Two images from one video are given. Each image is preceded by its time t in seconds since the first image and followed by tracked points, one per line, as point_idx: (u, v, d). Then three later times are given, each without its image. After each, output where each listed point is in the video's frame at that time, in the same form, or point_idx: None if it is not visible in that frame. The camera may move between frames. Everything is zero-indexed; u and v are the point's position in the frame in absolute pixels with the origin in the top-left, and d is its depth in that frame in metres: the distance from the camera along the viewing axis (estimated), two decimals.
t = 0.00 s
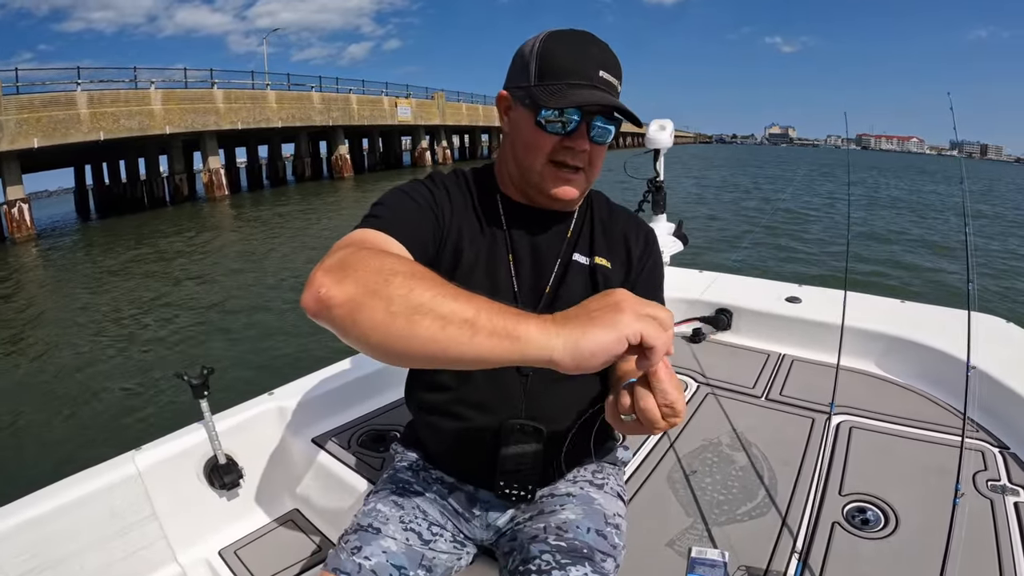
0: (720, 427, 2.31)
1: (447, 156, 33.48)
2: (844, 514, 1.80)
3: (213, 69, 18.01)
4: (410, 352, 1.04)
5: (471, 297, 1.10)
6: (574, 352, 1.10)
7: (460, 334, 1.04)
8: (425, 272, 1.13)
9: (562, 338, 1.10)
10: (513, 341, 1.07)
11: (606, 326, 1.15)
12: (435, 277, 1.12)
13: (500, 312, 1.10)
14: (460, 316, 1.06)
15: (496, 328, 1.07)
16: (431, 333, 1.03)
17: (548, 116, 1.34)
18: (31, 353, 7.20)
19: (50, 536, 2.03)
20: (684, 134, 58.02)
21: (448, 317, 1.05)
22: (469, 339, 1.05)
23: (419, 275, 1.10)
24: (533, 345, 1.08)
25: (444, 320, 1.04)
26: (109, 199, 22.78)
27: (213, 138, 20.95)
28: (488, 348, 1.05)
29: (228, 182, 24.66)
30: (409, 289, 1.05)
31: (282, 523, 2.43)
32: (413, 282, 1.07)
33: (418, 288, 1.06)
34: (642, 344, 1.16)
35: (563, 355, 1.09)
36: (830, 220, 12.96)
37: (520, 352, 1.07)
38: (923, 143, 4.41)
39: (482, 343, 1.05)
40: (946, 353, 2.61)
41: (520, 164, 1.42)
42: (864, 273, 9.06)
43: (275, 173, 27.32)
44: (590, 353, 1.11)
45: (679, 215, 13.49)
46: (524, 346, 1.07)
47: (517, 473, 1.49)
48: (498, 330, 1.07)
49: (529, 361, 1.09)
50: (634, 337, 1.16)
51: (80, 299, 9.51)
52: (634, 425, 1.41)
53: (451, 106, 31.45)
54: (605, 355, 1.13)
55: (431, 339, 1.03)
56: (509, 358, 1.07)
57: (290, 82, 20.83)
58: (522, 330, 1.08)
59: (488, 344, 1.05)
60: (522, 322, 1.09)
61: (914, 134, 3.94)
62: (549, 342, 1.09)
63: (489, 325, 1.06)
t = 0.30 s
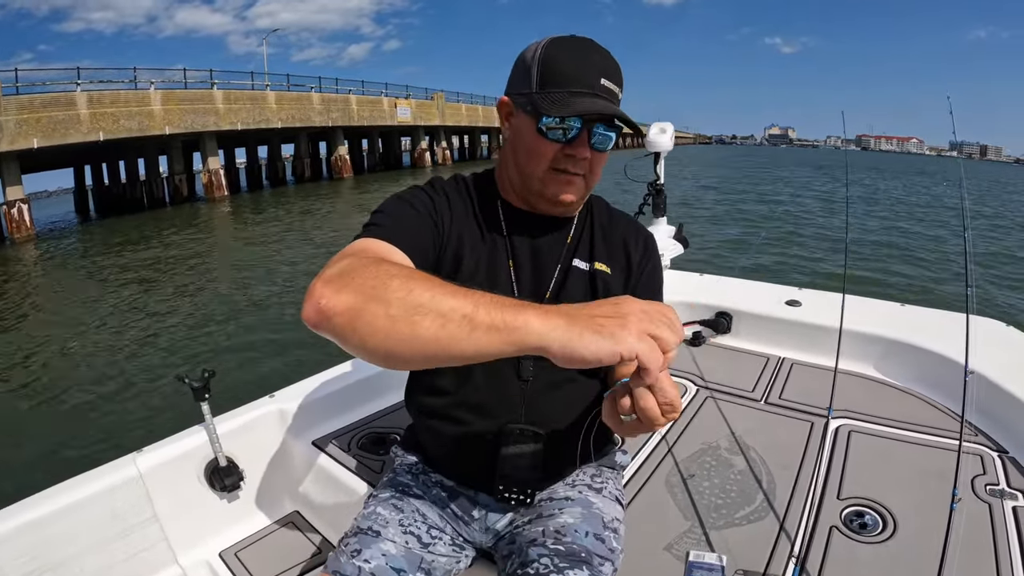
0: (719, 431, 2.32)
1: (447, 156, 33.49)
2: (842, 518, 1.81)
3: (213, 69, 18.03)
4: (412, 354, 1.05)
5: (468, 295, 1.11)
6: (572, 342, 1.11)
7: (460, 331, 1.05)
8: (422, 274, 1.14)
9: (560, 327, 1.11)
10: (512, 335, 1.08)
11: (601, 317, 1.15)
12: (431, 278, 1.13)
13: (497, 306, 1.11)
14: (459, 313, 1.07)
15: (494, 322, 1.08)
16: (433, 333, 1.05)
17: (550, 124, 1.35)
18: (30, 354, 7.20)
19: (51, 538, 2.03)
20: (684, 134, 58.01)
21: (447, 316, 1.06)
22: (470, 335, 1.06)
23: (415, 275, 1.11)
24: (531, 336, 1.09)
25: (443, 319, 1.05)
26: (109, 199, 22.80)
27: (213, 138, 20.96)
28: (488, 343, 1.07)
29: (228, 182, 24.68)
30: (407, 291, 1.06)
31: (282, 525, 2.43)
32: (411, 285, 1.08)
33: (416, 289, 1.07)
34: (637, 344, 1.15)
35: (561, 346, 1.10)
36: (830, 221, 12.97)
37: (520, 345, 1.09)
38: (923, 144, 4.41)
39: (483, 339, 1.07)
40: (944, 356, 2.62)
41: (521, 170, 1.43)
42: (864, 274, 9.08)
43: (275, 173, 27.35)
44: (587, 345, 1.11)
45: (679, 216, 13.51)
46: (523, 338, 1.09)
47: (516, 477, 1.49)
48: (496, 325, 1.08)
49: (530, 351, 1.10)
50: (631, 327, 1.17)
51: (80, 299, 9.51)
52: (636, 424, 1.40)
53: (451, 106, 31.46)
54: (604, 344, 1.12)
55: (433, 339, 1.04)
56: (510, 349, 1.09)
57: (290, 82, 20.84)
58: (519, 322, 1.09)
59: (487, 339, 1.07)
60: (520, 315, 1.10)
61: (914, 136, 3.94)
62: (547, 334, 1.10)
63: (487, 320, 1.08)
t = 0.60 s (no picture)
0: (717, 436, 2.33)
1: (448, 157, 33.47)
2: (839, 524, 1.82)
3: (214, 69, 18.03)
4: (409, 362, 1.06)
5: (467, 307, 1.11)
6: (569, 354, 1.11)
7: (459, 346, 1.06)
8: (422, 284, 1.14)
9: (557, 342, 1.10)
10: (511, 351, 1.08)
11: (596, 328, 1.15)
12: (432, 290, 1.13)
13: (498, 321, 1.11)
14: (458, 327, 1.07)
15: (493, 338, 1.08)
16: (432, 345, 1.05)
17: (550, 130, 1.34)
18: (29, 354, 7.19)
19: (53, 537, 2.05)
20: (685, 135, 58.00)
21: (446, 329, 1.06)
22: (468, 349, 1.06)
23: (416, 287, 1.11)
24: (530, 354, 1.09)
25: (442, 331, 1.06)
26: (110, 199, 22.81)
27: (214, 138, 20.97)
28: (486, 357, 1.07)
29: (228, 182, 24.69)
30: (407, 301, 1.07)
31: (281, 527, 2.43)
32: (411, 296, 1.08)
33: (417, 300, 1.08)
34: (628, 332, 1.18)
35: (559, 360, 1.10)
36: (830, 223, 12.97)
37: (518, 360, 1.08)
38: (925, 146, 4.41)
39: (482, 354, 1.07)
40: (942, 361, 2.64)
41: (521, 176, 1.43)
42: (865, 276, 9.07)
43: (275, 173, 27.35)
44: (582, 355, 1.12)
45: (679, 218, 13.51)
46: (520, 354, 1.08)
47: (514, 482, 1.50)
48: (495, 340, 1.08)
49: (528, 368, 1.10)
50: (619, 330, 1.17)
51: (80, 298, 9.52)
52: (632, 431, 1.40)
53: (452, 107, 31.45)
54: (598, 355, 1.13)
55: (433, 351, 1.05)
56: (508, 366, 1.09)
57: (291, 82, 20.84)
58: (519, 339, 1.09)
59: (486, 354, 1.07)
60: (521, 331, 1.10)
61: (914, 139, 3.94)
62: (545, 348, 1.09)
63: (487, 335, 1.08)
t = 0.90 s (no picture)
0: (720, 438, 2.33)
1: (452, 156, 33.52)
2: (841, 528, 1.82)
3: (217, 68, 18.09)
4: (406, 348, 1.06)
5: (463, 291, 1.11)
6: (569, 332, 1.09)
7: (455, 326, 1.06)
8: (419, 274, 1.15)
9: (554, 318, 1.09)
10: (506, 326, 1.07)
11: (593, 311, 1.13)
12: (429, 277, 1.14)
13: (494, 301, 1.11)
14: (452, 308, 1.07)
15: (488, 316, 1.07)
16: (427, 327, 1.06)
17: (557, 135, 1.34)
18: (34, 352, 7.24)
19: (58, 536, 2.07)
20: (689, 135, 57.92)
21: (441, 311, 1.07)
22: (464, 328, 1.06)
23: (412, 276, 1.13)
24: (526, 326, 1.08)
25: (436, 313, 1.06)
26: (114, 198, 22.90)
27: (218, 137, 21.03)
28: (481, 336, 1.06)
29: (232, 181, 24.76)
30: (402, 288, 1.09)
31: (286, 526, 2.45)
32: (407, 283, 1.10)
33: (411, 286, 1.09)
34: (634, 334, 1.13)
35: (557, 336, 1.08)
36: (835, 224, 12.92)
37: (515, 337, 1.07)
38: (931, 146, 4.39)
39: (478, 333, 1.06)
40: (946, 364, 2.64)
41: (527, 180, 1.44)
42: (869, 277, 9.05)
43: (280, 172, 27.43)
44: (581, 334, 1.09)
45: (683, 219, 13.52)
46: (516, 328, 1.07)
47: (518, 484, 1.50)
48: (490, 318, 1.07)
49: (526, 346, 1.08)
50: (625, 321, 1.14)
51: (85, 297, 9.56)
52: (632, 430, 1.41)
53: (456, 106, 31.49)
54: (601, 336, 1.10)
55: (428, 335, 1.05)
56: (506, 345, 1.08)
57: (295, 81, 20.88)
58: (515, 314, 1.08)
59: (482, 333, 1.06)
60: (515, 308, 1.09)
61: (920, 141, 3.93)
62: (542, 324, 1.08)
63: (482, 313, 1.07)
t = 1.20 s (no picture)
0: (714, 436, 2.31)
1: (462, 156, 33.55)
2: (834, 529, 1.79)
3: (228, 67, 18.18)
4: (377, 347, 1.06)
5: (436, 294, 1.10)
6: (531, 339, 1.05)
7: (424, 330, 1.05)
8: (396, 273, 1.14)
9: (520, 324, 1.06)
10: (473, 335, 1.05)
11: (555, 303, 1.08)
12: (405, 278, 1.13)
13: (465, 308, 1.09)
14: (423, 312, 1.06)
15: (457, 322, 1.06)
16: (398, 329, 1.05)
17: (538, 125, 1.34)
18: (42, 347, 7.31)
19: (55, 520, 2.08)
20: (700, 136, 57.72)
21: (413, 314, 1.06)
22: (434, 334, 1.05)
23: (388, 275, 1.11)
24: (493, 337, 1.05)
25: (408, 315, 1.05)
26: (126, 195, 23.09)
27: (228, 135, 21.15)
28: (448, 343, 1.05)
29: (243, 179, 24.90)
30: (376, 286, 1.07)
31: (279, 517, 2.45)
32: (381, 282, 1.08)
33: (385, 286, 1.08)
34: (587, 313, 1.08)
35: (521, 345, 1.05)
36: (846, 226, 12.80)
37: (482, 345, 1.05)
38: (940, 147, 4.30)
39: (445, 339, 1.05)
40: (943, 364, 2.61)
41: (510, 170, 1.43)
42: (879, 279, 8.97)
43: (290, 171, 27.56)
44: (543, 336, 1.06)
45: (691, 220, 13.45)
46: (481, 338, 1.05)
47: (500, 473, 1.49)
48: (459, 324, 1.06)
49: (490, 354, 1.06)
50: (576, 300, 1.09)
51: (93, 292, 9.65)
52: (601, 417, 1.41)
53: (466, 106, 31.51)
54: (559, 335, 1.06)
55: (398, 336, 1.04)
56: (471, 351, 1.06)
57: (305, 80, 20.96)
58: (482, 322, 1.06)
59: (449, 340, 1.05)
60: (484, 317, 1.07)
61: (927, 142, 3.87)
62: (507, 333, 1.06)
63: (451, 320, 1.06)
